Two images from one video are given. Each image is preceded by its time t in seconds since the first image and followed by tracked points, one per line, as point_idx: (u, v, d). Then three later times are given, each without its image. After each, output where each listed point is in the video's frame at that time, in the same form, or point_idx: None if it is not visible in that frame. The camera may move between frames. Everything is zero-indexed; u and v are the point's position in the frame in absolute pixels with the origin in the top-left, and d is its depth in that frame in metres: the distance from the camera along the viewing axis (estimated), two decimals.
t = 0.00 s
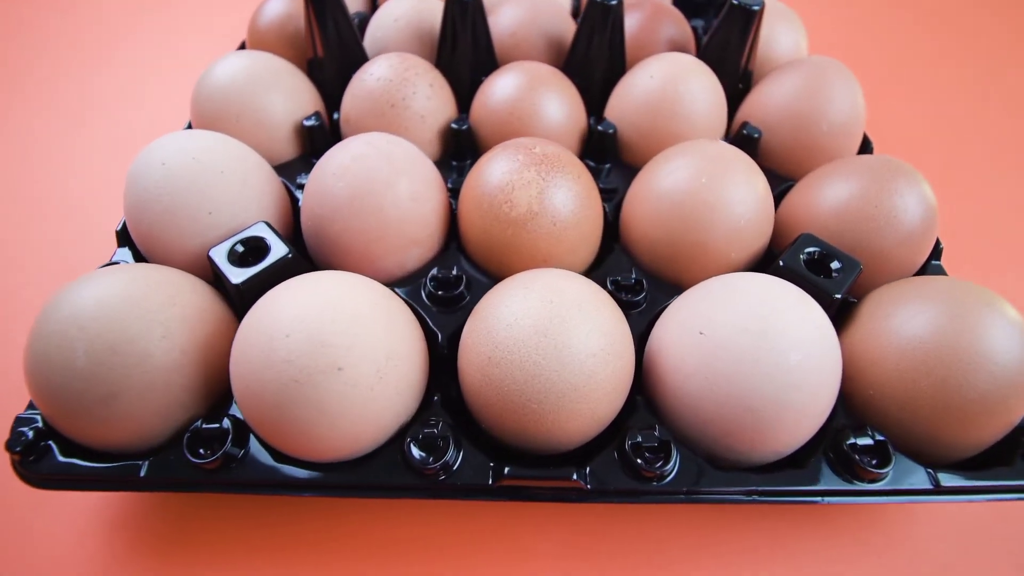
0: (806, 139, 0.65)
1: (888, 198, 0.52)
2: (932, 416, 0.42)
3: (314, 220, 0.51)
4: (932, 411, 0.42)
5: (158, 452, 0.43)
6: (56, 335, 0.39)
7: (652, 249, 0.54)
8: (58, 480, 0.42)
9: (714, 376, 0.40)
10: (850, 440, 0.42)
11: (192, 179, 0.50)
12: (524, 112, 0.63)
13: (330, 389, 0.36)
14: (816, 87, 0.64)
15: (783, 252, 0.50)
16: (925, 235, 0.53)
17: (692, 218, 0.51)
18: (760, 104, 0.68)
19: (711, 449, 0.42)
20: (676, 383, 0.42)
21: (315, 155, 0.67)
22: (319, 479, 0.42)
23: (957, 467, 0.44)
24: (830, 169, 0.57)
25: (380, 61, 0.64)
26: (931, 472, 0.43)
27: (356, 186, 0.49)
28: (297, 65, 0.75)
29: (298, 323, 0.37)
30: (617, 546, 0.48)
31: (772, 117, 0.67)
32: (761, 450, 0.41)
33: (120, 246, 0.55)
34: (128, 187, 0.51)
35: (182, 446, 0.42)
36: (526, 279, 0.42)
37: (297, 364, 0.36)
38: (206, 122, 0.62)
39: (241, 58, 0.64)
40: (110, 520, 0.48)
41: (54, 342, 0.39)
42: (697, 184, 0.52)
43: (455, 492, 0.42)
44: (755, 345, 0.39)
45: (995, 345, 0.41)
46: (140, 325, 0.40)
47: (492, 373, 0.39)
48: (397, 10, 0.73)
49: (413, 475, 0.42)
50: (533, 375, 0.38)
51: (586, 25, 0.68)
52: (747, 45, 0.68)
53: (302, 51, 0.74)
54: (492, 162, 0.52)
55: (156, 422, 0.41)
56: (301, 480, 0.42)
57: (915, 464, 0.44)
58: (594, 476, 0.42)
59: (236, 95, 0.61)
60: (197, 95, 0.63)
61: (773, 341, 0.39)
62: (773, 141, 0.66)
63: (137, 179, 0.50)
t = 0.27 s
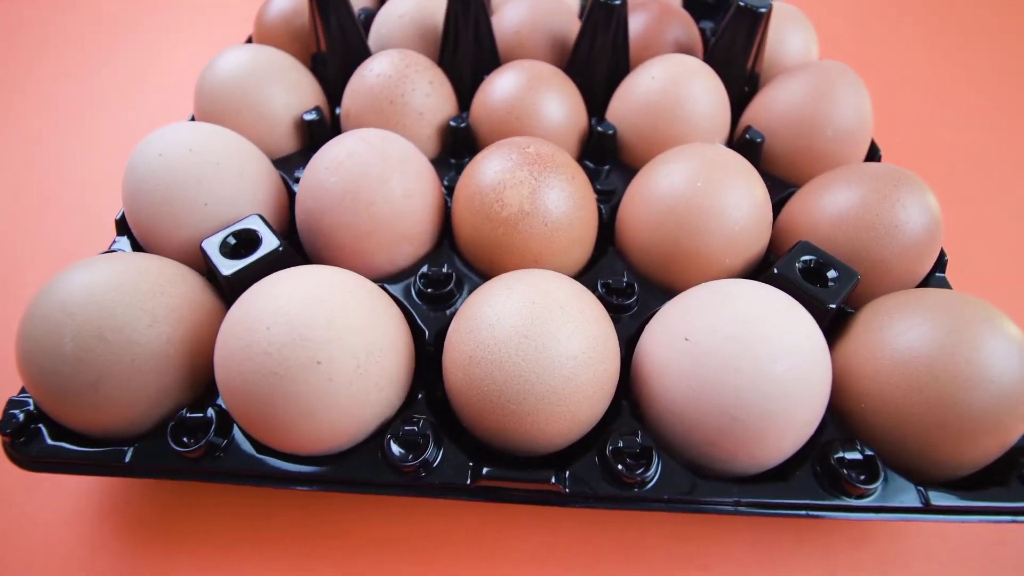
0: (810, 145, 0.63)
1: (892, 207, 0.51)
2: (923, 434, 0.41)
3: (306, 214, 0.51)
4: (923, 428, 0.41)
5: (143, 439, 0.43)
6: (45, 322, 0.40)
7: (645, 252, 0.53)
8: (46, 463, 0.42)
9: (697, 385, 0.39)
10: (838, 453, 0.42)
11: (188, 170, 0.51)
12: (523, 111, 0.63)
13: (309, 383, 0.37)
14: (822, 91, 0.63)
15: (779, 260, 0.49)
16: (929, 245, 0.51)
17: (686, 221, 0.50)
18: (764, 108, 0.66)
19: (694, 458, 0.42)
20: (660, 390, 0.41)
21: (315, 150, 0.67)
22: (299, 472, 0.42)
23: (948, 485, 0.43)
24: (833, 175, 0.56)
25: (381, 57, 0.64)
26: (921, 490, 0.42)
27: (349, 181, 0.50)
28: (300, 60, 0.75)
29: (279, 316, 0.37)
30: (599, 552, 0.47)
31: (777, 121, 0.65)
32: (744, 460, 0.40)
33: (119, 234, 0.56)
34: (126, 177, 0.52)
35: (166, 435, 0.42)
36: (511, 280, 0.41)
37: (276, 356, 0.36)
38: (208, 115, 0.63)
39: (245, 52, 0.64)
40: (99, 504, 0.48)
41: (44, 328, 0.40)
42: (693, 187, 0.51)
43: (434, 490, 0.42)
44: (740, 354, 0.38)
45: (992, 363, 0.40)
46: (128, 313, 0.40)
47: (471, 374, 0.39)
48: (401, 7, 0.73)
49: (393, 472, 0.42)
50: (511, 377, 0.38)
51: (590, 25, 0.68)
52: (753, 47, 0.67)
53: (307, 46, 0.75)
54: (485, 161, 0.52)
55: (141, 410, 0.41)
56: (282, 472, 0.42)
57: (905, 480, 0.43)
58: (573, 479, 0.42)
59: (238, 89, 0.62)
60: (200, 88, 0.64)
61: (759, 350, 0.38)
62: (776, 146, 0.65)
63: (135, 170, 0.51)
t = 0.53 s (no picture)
0: (814, 150, 0.62)
1: (894, 217, 0.49)
2: (912, 450, 0.40)
3: (300, 207, 0.51)
4: (913, 444, 0.39)
5: (130, 425, 0.44)
6: (38, 307, 0.40)
7: (638, 255, 0.53)
8: (36, 445, 0.43)
9: (680, 391, 0.39)
10: (824, 466, 0.41)
11: (186, 161, 0.51)
12: (522, 109, 0.62)
13: (288, 376, 0.37)
14: (828, 95, 0.62)
15: (773, 267, 0.48)
16: (930, 258, 0.50)
17: (680, 226, 0.50)
18: (769, 112, 0.65)
19: (675, 465, 0.41)
20: (643, 395, 0.41)
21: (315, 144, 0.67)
22: (280, 463, 0.43)
23: (939, 504, 0.41)
24: (836, 182, 0.54)
25: (382, 53, 0.64)
26: (909, 507, 0.41)
27: (342, 176, 0.50)
28: (305, 54, 0.75)
29: (262, 308, 0.37)
30: (580, 559, 0.47)
31: (781, 125, 0.64)
32: (726, 470, 0.39)
33: (120, 223, 0.57)
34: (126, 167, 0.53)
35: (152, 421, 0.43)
36: (497, 279, 0.41)
37: (257, 348, 0.36)
38: (210, 107, 0.64)
39: (248, 46, 0.65)
40: (88, 487, 0.49)
41: (36, 313, 0.40)
42: (688, 191, 0.50)
43: (412, 487, 0.42)
44: (724, 360, 0.38)
45: (988, 380, 0.38)
46: (117, 300, 0.41)
47: (451, 371, 0.39)
48: (406, 3, 0.73)
49: (372, 467, 0.42)
50: (490, 376, 0.38)
51: (593, 24, 0.67)
52: (759, 50, 0.66)
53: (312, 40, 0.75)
54: (479, 159, 0.52)
55: (128, 396, 0.42)
56: (262, 463, 0.43)
57: (894, 497, 0.42)
58: (552, 482, 0.41)
59: (240, 81, 0.63)
60: (204, 80, 0.64)
61: (744, 359, 0.38)
62: (779, 151, 0.64)
63: (134, 159, 0.52)
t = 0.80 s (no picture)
0: (818, 155, 0.61)
1: (895, 227, 0.48)
2: (901, 466, 0.39)
3: (294, 201, 0.52)
4: (902, 461, 0.38)
5: (118, 411, 0.44)
6: (31, 291, 0.41)
7: (631, 258, 0.52)
8: (27, 426, 0.44)
9: (663, 396, 0.38)
10: (809, 479, 0.40)
11: (183, 151, 0.52)
12: (522, 107, 0.62)
13: (268, 368, 0.37)
14: (834, 100, 0.60)
15: (768, 274, 0.47)
16: (931, 270, 0.48)
17: (674, 229, 0.49)
18: (773, 116, 0.64)
19: (657, 472, 0.41)
20: (627, 399, 0.40)
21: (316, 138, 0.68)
22: (262, 454, 0.43)
23: (928, 523, 0.40)
24: (838, 189, 0.53)
25: (383, 48, 0.64)
26: (896, 525, 0.40)
27: (335, 170, 0.50)
28: (310, 49, 0.76)
29: (245, 300, 0.37)
30: (560, 562, 0.46)
31: (785, 129, 0.63)
32: (707, 479, 0.39)
33: (121, 212, 0.58)
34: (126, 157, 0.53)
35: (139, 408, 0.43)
36: (483, 278, 0.41)
37: (239, 339, 0.37)
38: (213, 99, 0.64)
39: (252, 38, 0.65)
40: (80, 470, 0.50)
41: (29, 298, 0.41)
42: (683, 194, 0.49)
43: (390, 483, 0.42)
44: (708, 367, 0.37)
45: (984, 399, 0.37)
46: (107, 287, 0.42)
47: (432, 369, 0.39)
48: None
49: (352, 462, 0.42)
50: (469, 375, 0.37)
51: (596, 24, 0.66)
52: (766, 52, 0.65)
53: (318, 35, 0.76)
54: (474, 156, 0.51)
55: (115, 382, 0.43)
56: (244, 453, 0.43)
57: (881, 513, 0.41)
58: (530, 483, 0.41)
59: (242, 74, 0.63)
60: (208, 72, 0.65)
61: (728, 366, 0.37)
62: (783, 156, 0.63)
63: (134, 149, 0.52)
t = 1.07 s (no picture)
0: (822, 160, 0.59)
1: (896, 237, 0.47)
2: (888, 483, 0.38)
3: (288, 193, 0.52)
4: (889, 477, 0.37)
5: (108, 396, 0.45)
6: (24, 276, 0.42)
7: (624, 260, 0.51)
8: (19, 408, 0.45)
9: (644, 402, 0.37)
10: (793, 492, 0.39)
11: (181, 142, 0.52)
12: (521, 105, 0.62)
13: (250, 359, 0.37)
14: (840, 104, 0.59)
15: (762, 280, 0.46)
16: (931, 281, 0.47)
17: (667, 232, 0.48)
18: (777, 119, 0.63)
19: (637, 478, 0.40)
20: (609, 403, 0.40)
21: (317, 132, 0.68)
22: (245, 445, 0.43)
23: (914, 542, 0.39)
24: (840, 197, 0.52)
25: (385, 44, 0.64)
26: (881, 542, 0.39)
27: (329, 164, 0.50)
28: (314, 43, 0.76)
29: (229, 291, 0.38)
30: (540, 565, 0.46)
31: (789, 132, 0.61)
32: (686, 487, 0.38)
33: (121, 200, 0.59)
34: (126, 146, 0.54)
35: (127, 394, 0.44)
36: (469, 277, 0.41)
37: (222, 330, 0.37)
38: (215, 91, 0.65)
39: (255, 32, 0.66)
40: (71, 453, 0.51)
41: (22, 282, 0.42)
42: (678, 197, 0.48)
43: (370, 478, 0.42)
44: (690, 374, 0.36)
45: (977, 418, 0.36)
46: (99, 275, 0.42)
47: (413, 366, 0.39)
48: None
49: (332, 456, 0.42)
50: (448, 374, 0.37)
51: (600, 23, 0.66)
52: (772, 54, 0.64)
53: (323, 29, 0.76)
54: (468, 153, 0.51)
55: (105, 367, 0.43)
56: (228, 443, 0.43)
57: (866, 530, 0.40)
58: (509, 484, 0.41)
59: (244, 67, 0.64)
60: (211, 64, 0.66)
61: (711, 374, 0.36)
62: (785, 160, 0.61)
63: (133, 139, 0.53)
